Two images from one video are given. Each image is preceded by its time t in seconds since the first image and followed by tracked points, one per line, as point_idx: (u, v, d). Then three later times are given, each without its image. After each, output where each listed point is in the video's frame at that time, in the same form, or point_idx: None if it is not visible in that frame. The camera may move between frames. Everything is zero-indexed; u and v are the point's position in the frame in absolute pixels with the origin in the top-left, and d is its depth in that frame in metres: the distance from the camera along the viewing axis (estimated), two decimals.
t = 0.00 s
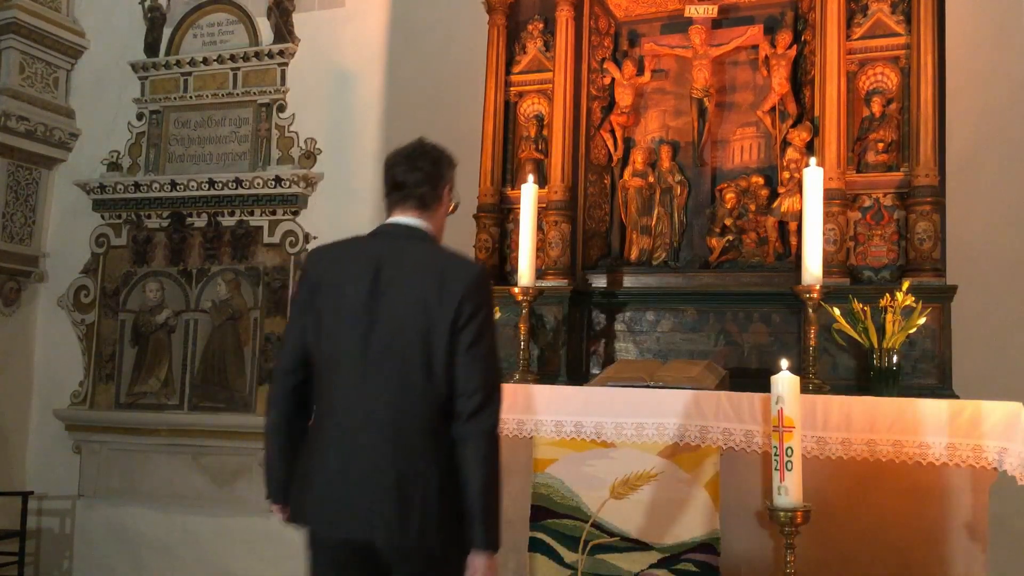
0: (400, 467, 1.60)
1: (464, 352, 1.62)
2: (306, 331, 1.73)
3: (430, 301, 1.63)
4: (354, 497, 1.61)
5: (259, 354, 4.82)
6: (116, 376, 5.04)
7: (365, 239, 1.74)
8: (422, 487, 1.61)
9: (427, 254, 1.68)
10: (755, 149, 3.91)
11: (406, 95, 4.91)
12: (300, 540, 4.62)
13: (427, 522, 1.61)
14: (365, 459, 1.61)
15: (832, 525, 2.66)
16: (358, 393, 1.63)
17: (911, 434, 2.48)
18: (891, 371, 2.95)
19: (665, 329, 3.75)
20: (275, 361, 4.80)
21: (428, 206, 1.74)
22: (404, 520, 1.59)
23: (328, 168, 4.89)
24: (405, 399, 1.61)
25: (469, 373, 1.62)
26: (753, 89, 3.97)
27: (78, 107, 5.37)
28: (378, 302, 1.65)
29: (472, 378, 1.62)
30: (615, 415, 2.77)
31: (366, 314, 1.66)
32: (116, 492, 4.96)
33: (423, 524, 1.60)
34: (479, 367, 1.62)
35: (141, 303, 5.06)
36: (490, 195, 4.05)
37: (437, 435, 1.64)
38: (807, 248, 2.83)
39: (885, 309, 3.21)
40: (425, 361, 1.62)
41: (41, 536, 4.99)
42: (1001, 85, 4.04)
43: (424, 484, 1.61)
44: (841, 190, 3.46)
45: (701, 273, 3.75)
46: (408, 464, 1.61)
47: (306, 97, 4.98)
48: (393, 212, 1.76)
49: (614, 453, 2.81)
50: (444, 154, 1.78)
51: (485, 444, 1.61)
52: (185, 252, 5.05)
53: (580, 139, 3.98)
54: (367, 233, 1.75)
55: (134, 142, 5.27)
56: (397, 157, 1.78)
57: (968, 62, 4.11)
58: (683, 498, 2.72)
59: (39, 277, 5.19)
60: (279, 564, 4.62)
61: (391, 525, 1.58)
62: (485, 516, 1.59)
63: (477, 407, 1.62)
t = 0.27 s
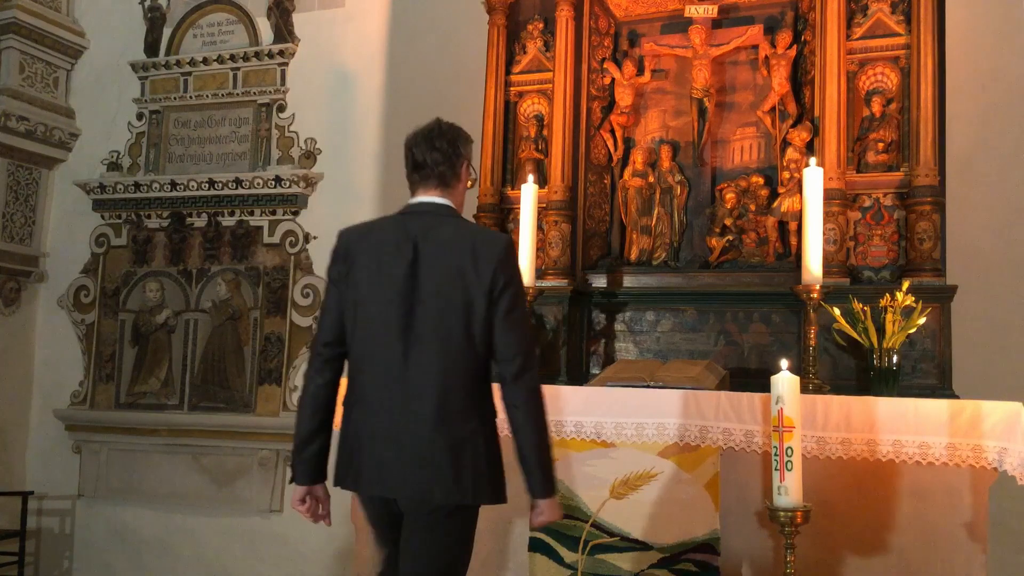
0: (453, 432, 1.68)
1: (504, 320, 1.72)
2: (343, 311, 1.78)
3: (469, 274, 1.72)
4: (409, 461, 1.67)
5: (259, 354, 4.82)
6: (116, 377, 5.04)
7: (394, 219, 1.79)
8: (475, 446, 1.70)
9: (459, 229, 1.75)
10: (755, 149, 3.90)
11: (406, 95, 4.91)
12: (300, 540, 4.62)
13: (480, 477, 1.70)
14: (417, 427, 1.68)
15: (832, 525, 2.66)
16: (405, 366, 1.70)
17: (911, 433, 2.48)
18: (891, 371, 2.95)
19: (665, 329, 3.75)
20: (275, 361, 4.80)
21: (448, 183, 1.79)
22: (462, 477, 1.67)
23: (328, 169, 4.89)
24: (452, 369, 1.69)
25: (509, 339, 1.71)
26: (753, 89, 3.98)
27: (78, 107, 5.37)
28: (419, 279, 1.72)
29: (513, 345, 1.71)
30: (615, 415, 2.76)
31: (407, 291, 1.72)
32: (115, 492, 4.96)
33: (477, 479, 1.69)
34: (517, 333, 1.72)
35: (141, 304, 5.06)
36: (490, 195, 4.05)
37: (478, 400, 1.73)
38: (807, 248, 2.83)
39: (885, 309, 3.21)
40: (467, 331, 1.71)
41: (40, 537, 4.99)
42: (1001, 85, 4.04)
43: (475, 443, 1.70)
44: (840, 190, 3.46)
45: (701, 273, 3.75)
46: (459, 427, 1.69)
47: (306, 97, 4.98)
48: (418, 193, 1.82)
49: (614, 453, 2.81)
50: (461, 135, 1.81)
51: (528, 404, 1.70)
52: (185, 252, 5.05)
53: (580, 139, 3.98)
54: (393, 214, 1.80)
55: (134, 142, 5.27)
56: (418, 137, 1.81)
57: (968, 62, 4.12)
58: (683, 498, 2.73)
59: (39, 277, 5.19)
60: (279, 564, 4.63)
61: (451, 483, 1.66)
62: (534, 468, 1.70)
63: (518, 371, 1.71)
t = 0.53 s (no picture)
0: (471, 433, 1.74)
1: (519, 326, 1.78)
2: (368, 318, 1.85)
3: (486, 283, 1.79)
4: (433, 464, 1.72)
5: (259, 354, 4.82)
6: (116, 377, 5.04)
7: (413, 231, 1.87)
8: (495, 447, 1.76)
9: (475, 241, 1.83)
10: (755, 149, 3.90)
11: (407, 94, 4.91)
12: (300, 540, 4.62)
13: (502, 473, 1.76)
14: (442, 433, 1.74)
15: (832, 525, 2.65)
16: (426, 372, 1.76)
17: (911, 433, 2.49)
18: (891, 371, 2.95)
19: (665, 329, 3.75)
20: (275, 360, 4.80)
21: (463, 201, 1.86)
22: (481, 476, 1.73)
23: (328, 168, 4.89)
24: (471, 373, 1.76)
25: (525, 343, 1.78)
26: (753, 89, 3.98)
27: (78, 107, 5.37)
28: (438, 287, 1.80)
29: (528, 348, 1.77)
30: (616, 415, 2.77)
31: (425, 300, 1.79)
32: (115, 492, 4.96)
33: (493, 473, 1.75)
34: (532, 337, 1.79)
35: (141, 304, 5.06)
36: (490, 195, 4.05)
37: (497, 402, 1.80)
38: (807, 248, 2.83)
39: (885, 309, 3.21)
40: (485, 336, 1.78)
41: (40, 536, 4.99)
42: (1000, 85, 4.04)
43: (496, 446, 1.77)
44: (840, 190, 3.46)
45: (701, 273, 3.75)
46: (478, 429, 1.75)
47: (305, 97, 4.98)
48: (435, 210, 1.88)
49: (614, 453, 2.81)
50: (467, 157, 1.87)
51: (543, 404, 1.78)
52: (185, 252, 5.05)
53: (580, 139, 3.99)
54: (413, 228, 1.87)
55: (134, 142, 5.27)
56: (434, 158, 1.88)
57: (968, 62, 4.12)
58: (684, 498, 2.73)
59: (39, 277, 5.19)
60: (279, 564, 4.63)
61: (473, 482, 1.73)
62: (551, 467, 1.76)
63: (536, 373, 1.78)
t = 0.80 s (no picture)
0: (473, 379, 2.02)
1: (508, 283, 2.04)
2: (390, 288, 2.16)
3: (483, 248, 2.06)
4: (441, 409, 2.01)
5: (259, 354, 4.82)
6: (116, 377, 5.04)
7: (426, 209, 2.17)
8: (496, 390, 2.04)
9: (476, 213, 2.10)
10: (755, 149, 3.90)
11: (407, 95, 4.91)
12: (300, 540, 4.62)
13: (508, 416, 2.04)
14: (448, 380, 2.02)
15: (832, 525, 2.65)
16: (433, 330, 2.05)
17: (911, 433, 2.48)
18: (891, 371, 2.95)
19: (665, 329, 3.75)
20: (275, 360, 4.80)
21: (469, 173, 2.14)
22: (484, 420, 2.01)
23: (328, 168, 4.90)
24: (468, 327, 2.03)
25: (515, 298, 2.03)
26: (753, 89, 3.98)
27: (78, 107, 5.37)
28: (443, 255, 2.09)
29: (515, 300, 2.03)
30: (616, 415, 2.76)
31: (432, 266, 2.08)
32: (115, 492, 4.96)
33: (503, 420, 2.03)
34: (521, 292, 2.04)
35: (141, 304, 5.06)
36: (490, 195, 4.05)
37: (495, 351, 2.06)
38: (807, 248, 2.83)
39: (885, 309, 3.21)
40: (481, 295, 2.05)
41: (40, 537, 4.99)
42: (1000, 86, 4.05)
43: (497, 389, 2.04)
44: (841, 190, 3.46)
45: (700, 273, 3.74)
46: (478, 373, 2.03)
47: (305, 97, 4.98)
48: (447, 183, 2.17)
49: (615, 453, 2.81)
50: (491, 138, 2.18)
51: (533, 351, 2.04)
52: (185, 252, 5.05)
53: (580, 139, 3.99)
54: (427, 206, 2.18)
55: (134, 142, 5.27)
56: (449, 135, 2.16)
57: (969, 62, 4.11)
58: (684, 498, 2.73)
59: (39, 277, 5.19)
60: (279, 564, 4.63)
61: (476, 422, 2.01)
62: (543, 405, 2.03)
63: (524, 323, 2.03)
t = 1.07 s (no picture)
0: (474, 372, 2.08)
1: (505, 276, 2.05)
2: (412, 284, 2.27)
3: (482, 243, 2.10)
4: (448, 400, 2.09)
5: (259, 354, 4.82)
6: (116, 377, 5.04)
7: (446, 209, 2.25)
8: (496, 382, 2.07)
9: (484, 209, 2.15)
10: (755, 149, 3.90)
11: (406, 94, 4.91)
12: (300, 540, 4.62)
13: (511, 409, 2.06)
14: (454, 370, 2.11)
15: (832, 526, 2.65)
16: (442, 322, 2.14)
17: (911, 433, 2.48)
18: (890, 371, 2.96)
19: (665, 329, 3.75)
20: (275, 360, 4.79)
21: (487, 172, 2.19)
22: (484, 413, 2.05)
23: (328, 169, 4.90)
24: (470, 321, 2.10)
25: (510, 291, 2.05)
26: (753, 89, 3.98)
27: (78, 107, 5.37)
28: (451, 252, 2.15)
29: (512, 294, 2.05)
30: (616, 416, 2.76)
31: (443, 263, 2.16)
32: (115, 492, 4.96)
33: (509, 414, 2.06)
34: (518, 285, 2.05)
35: (141, 304, 5.06)
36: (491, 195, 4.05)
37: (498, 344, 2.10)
38: (807, 248, 2.83)
39: (885, 309, 3.21)
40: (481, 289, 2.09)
41: (40, 536, 5.00)
42: (1001, 85, 4.04)
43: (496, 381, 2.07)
44: (841, 190, 3.46)
45: (700, 273, 3.74)
46: (480, 365, 2.08)
47: (306, 97, 4.98)
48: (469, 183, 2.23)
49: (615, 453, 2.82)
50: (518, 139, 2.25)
51: (530, 344, 2.04)
52: (185, 252, 5.05)
53: (580, 139, 3.99)
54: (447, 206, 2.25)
55: (134, 142, 5.27)
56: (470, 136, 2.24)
57: (969, 62, 4.11)
58: (683, 498, 2.74)
59: (39, 277, 5.19)
60: (280, 564, 4.63)
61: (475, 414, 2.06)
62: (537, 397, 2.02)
63: (519, 316, 2.04)
